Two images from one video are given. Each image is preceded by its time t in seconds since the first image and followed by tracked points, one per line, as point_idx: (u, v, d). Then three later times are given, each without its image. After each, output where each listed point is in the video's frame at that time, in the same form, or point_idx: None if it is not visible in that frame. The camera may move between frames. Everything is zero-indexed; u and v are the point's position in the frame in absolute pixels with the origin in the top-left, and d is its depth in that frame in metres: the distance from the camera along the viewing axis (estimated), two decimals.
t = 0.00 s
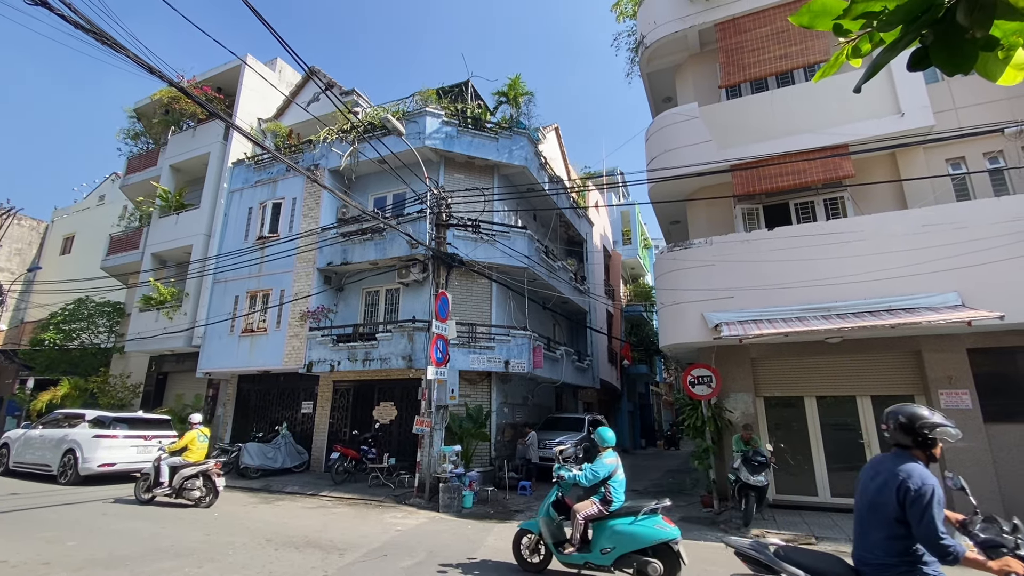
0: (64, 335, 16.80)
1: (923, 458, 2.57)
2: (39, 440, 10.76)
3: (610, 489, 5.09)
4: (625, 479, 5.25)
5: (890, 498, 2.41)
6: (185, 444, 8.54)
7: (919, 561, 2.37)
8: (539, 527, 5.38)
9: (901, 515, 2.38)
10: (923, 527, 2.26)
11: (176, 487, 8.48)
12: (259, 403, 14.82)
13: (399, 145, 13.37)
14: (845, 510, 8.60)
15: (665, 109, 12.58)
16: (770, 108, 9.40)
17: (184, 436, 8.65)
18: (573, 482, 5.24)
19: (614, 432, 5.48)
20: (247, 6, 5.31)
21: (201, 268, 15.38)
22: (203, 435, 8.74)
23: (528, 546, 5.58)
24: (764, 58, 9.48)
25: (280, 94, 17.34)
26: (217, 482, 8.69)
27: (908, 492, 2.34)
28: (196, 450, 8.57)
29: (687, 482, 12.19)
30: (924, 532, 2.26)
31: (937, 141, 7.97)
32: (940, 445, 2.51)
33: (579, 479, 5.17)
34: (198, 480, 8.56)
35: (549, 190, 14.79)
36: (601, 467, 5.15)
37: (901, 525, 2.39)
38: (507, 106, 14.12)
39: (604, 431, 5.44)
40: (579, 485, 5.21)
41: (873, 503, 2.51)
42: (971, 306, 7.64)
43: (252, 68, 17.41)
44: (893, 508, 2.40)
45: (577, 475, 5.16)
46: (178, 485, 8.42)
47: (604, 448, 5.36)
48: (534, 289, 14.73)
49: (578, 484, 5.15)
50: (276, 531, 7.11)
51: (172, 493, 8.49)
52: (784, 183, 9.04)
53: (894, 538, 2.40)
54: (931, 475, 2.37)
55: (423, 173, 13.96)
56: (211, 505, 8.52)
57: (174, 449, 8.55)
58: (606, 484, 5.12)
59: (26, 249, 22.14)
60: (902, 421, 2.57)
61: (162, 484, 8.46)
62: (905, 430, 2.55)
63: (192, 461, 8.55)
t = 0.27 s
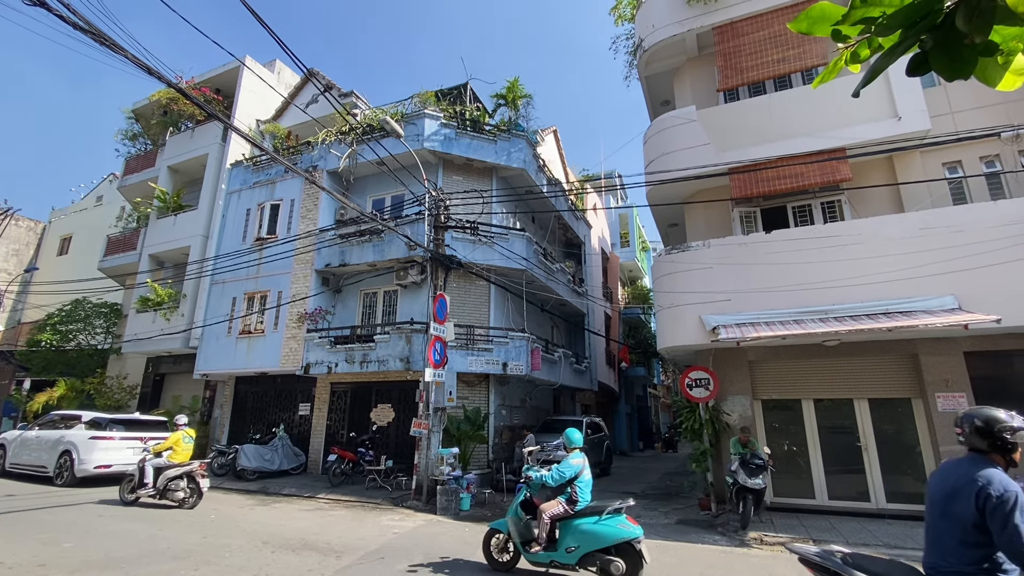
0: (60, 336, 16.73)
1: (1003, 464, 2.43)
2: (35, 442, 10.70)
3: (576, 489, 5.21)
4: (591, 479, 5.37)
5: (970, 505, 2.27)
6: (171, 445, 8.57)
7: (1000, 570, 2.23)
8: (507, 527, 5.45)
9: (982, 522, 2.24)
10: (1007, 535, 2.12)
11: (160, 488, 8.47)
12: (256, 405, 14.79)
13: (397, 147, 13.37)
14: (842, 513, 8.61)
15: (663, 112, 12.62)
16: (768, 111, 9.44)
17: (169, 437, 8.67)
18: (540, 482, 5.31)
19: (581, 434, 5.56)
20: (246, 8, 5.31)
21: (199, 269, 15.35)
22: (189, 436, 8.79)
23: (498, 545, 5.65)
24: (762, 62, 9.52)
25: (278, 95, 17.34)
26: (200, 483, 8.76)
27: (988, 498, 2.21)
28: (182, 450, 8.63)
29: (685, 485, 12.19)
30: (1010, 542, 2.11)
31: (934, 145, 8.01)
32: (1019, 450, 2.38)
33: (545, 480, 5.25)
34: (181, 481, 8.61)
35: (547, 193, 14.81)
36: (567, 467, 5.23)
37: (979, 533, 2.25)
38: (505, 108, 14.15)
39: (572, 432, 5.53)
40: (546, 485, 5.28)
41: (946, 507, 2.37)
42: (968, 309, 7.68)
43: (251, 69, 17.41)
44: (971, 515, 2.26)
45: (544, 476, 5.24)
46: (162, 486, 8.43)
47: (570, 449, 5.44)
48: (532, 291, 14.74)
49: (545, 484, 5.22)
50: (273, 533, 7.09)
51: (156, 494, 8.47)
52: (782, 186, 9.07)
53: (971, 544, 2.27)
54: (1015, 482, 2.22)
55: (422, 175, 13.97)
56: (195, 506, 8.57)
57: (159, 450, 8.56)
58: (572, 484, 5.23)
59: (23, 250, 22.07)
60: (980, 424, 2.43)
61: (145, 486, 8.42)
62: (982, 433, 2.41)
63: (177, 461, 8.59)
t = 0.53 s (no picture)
0: (59, 337, 16.70)
1: None
2: (33, 443, 10.68)
3: (559, 489, 5.28)
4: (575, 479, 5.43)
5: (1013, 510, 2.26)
6: (163, 446, 8.55)
7: None
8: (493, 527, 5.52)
9: None
10: None
11: (152, 488, 8.45)
12: (255, 406, 14.77)
13: (396, 148, 13.37)
14: (841, 514, 8.62)
15: (662, 114, 12.64)
16: (767, 113, 9.45)
17: (162, 438, 8.70)
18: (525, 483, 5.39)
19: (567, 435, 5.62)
20: (246, 9, 5.31)
21: (197, 270, 15.32)
22: (181, 437, 8.79)
23: (484, 546, 5.71)
24: (761, 63, 9.53)
25: (278, 96, 17.34)
26: (193, 484, 8.73)
27: None
28: (174, 451, 8.61)
29: (683, 486, 12.19)
30: None
31: (932, 146, 8.02)
32: None
33: (530, 480, 5.32)
34: (173, 481, 8.58)
35: (546, 194, 14.83)
36: (550, 468, 5.30)
37: None
38: (504, 109, 14.16)
39: (557, 433, 5.60)
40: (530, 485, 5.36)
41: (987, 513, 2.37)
42: (966, 310, 7.69)
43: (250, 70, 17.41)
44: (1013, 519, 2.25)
45: (528, 476, 5.32)
46: (153, 487, 8.40)
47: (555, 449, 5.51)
48: (532, 291, 14.73)
49: (528, 484, 5.29)
50: (272, 534, 7.08)
51: (148, 495, 8.45)
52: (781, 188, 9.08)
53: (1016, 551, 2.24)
54: None
55: (421, 176, 13.98)
56: (186, 506, 8.52)
57: (151, 451, 8.58)
58: (555, 484, 5.29)
59: (21, 250, 22.01)
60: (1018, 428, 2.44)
61: (137, 486, 8.43)
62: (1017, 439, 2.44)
63: (169, 462, 8.57)
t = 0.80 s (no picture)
0: (55, 338, 16.63)
1: None
2: (28, 444, 10.62)
3: (527, 490, 5.41)
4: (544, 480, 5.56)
5: None
6: (148, 447, 8.56)
7: None
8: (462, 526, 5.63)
9: None
10: None
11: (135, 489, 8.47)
12: (252, 407, 14.72)
13: (394, 149, 13.37)
14: (838, 517, 8.62)
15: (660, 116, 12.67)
16: (765, 116, 9.48)
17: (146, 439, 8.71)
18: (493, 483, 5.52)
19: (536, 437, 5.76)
20: (245, 10, 5.31)
21: (195, 271, 15.27)
22: (165, 438, 8.80)
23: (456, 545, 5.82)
24: (759, 66, 9.56)
25: (276, 97, 17.34)
26: (177, 485, 8.77)
27: None
28: (158, 452, 8.63)
29: (681, 488, 12.19)
30: None
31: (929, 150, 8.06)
32: None
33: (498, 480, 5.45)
34: (157, 482, 8.60)
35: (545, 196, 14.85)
36: (519, 469, 5.44)
37: None
38: (503, 111, 14.18)
39: (528, 434, 5.73)
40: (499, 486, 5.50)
41: None
42: (962, 313, 7.72)
43: (249, 71, 17.41)
44: None
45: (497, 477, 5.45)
46: (138, 488, 8.40)
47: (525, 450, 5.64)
48: (530, 293, 14.74)
49: (498, 484, 5.43)
50: (268, 536, 7.05)
51: (131, 496, 8.47)
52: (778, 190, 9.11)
53: None
54: None
55: (419, 178, 13.98)
56: (170, 507, 8.56)
57: (135, 452, 8.56)
58: (524, 485, 5.43)
59: (18, 250, 21.91)
60: None
61: (121, 487, 8.45)
62: None
63: (153, 463, 8.58)
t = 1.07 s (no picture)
0: (53, 338, 16.62)
1: None
2: (26, 445, 10.59)
3: (512, 490, 5.45)
4: (529, 481, 5.60)
5: None
6: (140, 447, 8.53)
7: None
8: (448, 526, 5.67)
9: None
10: None
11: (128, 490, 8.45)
12: (251, 408, 14.71)
13: (394, 150, 13.37)
14: (837, 518, 8.63)
15: (659, 118, 12.69)
16: (763, 118, 9.49)
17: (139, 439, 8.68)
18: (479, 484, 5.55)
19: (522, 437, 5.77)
20: (245, 11, 5.31)
21: (193, 271, 15.25)
22: (158, 439, 8.76)
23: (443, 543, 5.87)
24: (758, 68, 9.58)
25: (275, 97, 17.33)
26: (169, 486, 8.71)
27: None
28: (150, 453, 8.59)
29: (679, 489, 12.19)
30: None
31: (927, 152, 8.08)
32: None
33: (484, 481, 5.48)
34: (149, 483, 8.55)
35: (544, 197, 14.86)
36: (504, 470, 5.48)
37: None
38: (503, 112, 14.20)
39: (513, 435, 5.75)
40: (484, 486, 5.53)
41: None
42: (961, 314, 7.73)
43: (248, 71, 17.40)
44: None
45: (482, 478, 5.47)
46: (129, 488, 8.40)
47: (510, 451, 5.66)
48: (529, 294, 14.74)
49: (483, 485, 5.46)
50: (266, 537, 7.04)
51: (124, 497, 8.45)
52: (777, 192, 9.12)
53: None
54: None
55: (419, 178, 13.99)
56: (162, 508, 8.51)
57: (128, 453, 8.54)
58: (508, 486, 5.47)
59: (16, 250, 21.86)
60: None
61: (114, 488, 8.43)
62: None
63: (145, 464, 8.54)
